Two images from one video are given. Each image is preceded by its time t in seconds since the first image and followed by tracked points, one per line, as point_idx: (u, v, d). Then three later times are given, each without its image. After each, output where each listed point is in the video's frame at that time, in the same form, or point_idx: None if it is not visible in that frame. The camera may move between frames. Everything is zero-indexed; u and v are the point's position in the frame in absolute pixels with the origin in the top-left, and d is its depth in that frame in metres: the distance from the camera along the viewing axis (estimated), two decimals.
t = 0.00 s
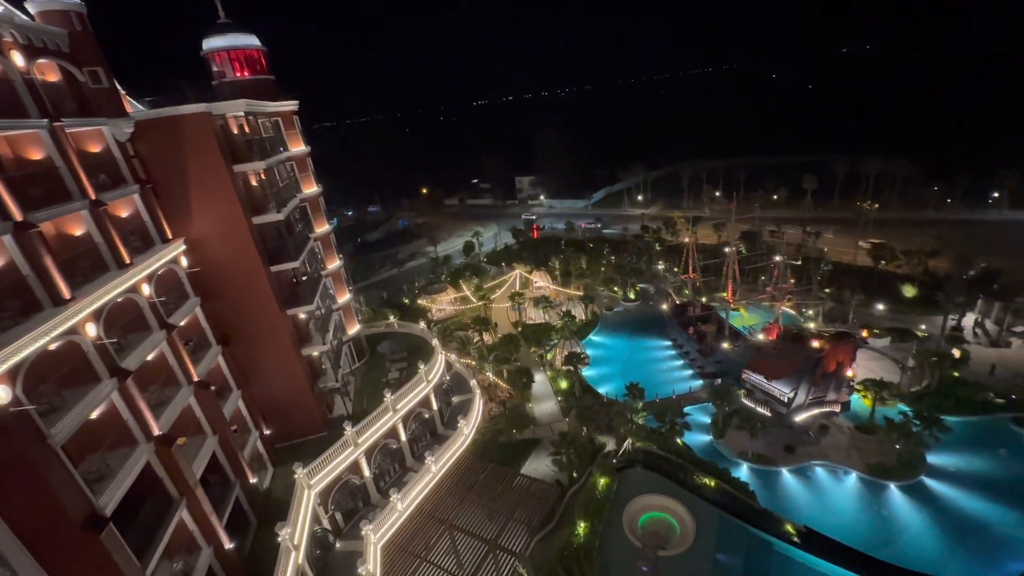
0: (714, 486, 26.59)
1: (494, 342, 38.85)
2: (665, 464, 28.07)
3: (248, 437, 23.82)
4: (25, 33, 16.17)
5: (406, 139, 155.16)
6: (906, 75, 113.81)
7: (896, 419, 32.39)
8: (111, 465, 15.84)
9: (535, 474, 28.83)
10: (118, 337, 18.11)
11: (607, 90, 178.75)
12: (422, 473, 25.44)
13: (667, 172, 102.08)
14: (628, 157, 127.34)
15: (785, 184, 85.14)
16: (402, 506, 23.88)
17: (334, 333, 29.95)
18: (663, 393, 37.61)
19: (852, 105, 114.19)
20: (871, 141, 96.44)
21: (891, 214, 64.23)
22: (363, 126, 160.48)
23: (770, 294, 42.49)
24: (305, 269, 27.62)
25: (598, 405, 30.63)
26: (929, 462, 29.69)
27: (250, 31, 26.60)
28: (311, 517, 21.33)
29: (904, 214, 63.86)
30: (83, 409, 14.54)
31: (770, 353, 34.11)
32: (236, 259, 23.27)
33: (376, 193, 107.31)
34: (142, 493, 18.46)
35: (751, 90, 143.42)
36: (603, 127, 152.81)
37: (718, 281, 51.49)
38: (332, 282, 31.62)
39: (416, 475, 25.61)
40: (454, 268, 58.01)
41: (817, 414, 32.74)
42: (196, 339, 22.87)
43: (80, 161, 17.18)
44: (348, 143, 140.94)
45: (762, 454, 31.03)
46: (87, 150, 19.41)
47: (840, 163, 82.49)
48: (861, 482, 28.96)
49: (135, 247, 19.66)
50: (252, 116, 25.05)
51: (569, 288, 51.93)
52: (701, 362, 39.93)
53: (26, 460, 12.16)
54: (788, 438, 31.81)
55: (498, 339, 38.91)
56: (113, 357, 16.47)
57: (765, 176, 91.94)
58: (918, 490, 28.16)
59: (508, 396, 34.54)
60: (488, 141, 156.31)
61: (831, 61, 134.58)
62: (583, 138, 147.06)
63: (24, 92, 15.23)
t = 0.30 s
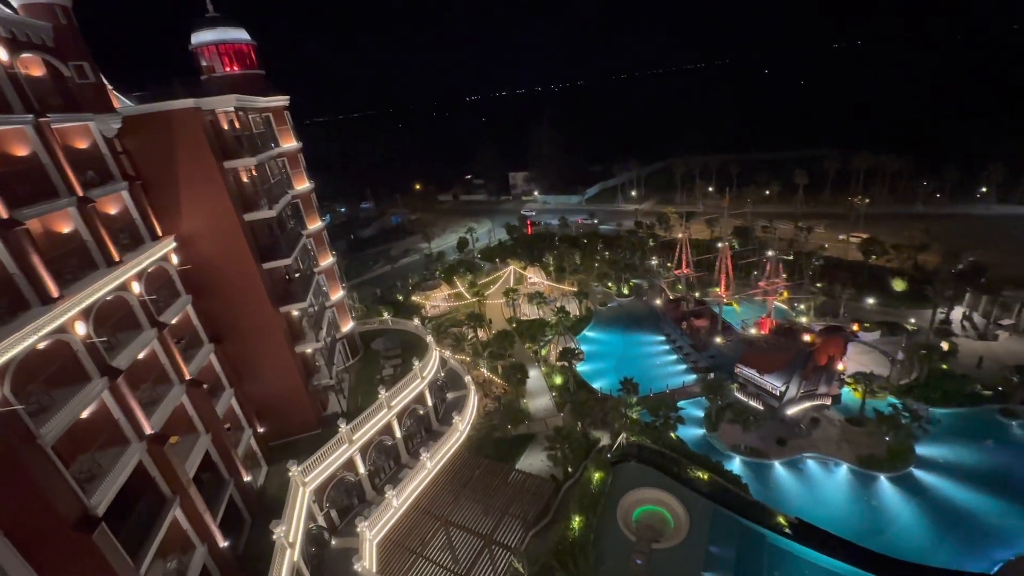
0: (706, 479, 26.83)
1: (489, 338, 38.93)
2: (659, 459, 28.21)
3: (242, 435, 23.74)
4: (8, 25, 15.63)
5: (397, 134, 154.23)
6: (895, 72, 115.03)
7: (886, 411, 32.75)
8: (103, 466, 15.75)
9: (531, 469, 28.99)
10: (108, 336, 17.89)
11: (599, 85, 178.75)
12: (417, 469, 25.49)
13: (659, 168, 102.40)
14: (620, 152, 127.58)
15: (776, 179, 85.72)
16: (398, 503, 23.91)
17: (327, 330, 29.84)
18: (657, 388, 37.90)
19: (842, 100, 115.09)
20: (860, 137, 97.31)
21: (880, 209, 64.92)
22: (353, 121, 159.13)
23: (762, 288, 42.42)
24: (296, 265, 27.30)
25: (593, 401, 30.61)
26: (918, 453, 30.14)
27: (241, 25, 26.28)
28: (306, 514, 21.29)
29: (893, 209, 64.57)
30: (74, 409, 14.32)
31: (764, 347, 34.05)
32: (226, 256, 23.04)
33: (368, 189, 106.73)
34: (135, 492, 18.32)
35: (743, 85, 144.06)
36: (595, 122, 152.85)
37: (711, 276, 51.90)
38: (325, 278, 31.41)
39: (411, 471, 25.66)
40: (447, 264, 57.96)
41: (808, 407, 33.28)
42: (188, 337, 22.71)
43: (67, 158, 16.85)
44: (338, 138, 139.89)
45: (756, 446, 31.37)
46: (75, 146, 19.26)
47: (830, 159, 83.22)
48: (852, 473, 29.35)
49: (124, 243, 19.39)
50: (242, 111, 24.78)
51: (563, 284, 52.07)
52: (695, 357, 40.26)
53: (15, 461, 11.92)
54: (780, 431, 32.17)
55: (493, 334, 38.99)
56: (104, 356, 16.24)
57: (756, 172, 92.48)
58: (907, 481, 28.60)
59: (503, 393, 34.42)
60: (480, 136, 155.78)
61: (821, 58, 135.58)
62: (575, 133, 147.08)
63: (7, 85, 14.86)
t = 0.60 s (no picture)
0: (701, 473, 26.94)
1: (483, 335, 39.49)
2: (656, 454, 28.16)
3: (236, 434, 24.35)
4: None
5: (395, 131, 154.38)
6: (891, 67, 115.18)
7: (877, 404, 33.19)
8: (95, 465, 16.24)
9: (526, 465, 29.68)
10: (100, 335, 18.32)
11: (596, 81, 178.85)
12: (413, 466, 26.11)
13: (655, 163, 102.54)
14: (617, 148, 127.64)
15: (772, 174, 85.86)
16: (393, 500, 24.50)
17: (322, 328, 30.44)
18: (650, 383, 38.41)
19: (839, 94, 115.04)
20: (856, 131, 97.32)
21: (873, 204, 65.22)
22: (350, 118, 158.97)
23: (756, 284, 42.37)
24: (290, 263, 28.34)
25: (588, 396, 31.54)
26: (908, 446, 30.54)
27: (230, 20, 26.78)
28: (302, 512, 21.83)
29: (886, 204, 64.84)
30: (65, 409, 14.73)
31: (757, 342, 34.40)
32: (220, 256, 23.57)
33: (364, 186, 107.06)
34: (129, 489, 18.88)
35: (740, 80, 144.06)
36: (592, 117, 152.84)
37: (705, 272, 52.35)
38: (319, 276, 32.06)
39: (407, 468, 26.27)
40: (442, 262, 58.43)
41: (800, 400, 33.59)
42: (180, 335, 23.17)
43: (56, 157, 17.08)
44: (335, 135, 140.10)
45: (748, 441, 31.86)
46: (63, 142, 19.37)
47: (825, 153, 83.31)
48: (843, 466, 29.81)
49: (115, 242, 19.77)
50: (233, 107, 25.31)
51: (558, 280, 52.47)
52: (689, 352, 40.67)
53: (7, 461, 12.34)
54: (773, 426, 32.65)
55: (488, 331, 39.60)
56: (95, 355, 16.65)
57: (752, 167, 92.56)
58: (897, 473, 29.08)
59: (498, 389, 35.07)
60: (477, 133, 155.91)
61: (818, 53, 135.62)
62: (573, 130, 147.15)
63: None
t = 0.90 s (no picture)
0: (696, 467, 27.12)
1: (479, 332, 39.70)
2: (651, 449, 28.34)
3: (231, 432, 24.24)
4: None
5: (388, 127, 153.57)
6: (883, 62, 115.82)
7: (869, 397, 33.56)
8: (88, 465, 16.11)
9: (522, 460, 29.78)
10: (92, 334, 18.15)
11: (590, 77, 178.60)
12: (408, 463, 26.11)
13: (649, 159, 102.72)
14: (612, 143, 127.67)
15: (765, 170, 86.33)
16: (389, 497, 24.49)
17: (316, 326, 30.33)
18: (645, 377, 38.64)
19: (831, 89, 115.55)
20: (848, 126, 97.89)
21: (865, 199, 65.71)
22: (343, 113, 157.95)
23: (749, 279, 42.38)
24: (284, 261, 27.86)
25: (583, 392, 31.50)
26: (899, 438, 30.93)
27: (220, 15, 26.48)
28: (298, 510, 21.77)
29: (877, 199, 65.38)
30: (56, 409, 14.59)
31: (750, 337, 34.65)
32: (212, 254, 23.37)
33: (357, 183, 106.47)
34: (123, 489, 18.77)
35: (733, 75, 144.36)
36: (586, 113, 152.74)
37: (699, 267, 52.65)
38: (313, 273, 31.93)
39: (403, 465, 26.26)
40: (437, 258, 58.35)
41: (793, 394, 33.96)
42: (173, 334, 22.95)
43: (44, 154, 16.84)
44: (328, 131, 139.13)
45: (741, 434, 32.14)
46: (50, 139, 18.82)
47: (817, 148, 83.79)
48: (835, 459, 30.14)
49: (105, 240, 19.56)
50: (224, 103, 25.06)
51: (553, 276, 52.51)
52: (683, 347, 40.89)
53: None
54: (767, 419, 32.92)
55: (483, 328, 39.69)
56: (86, 354, 16.50)
57: (745, 162, 92.94)
58: (889, 465, 29.43)
59: (493, 385, 35.24)
60: (471, 129, 155.36)
61: (811, 48, 136.11)
62: (567, 125, 146.96)
63: None
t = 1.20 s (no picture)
0: (690, 461, 27.35)
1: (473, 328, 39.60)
2: (645, 443, 28.52)
3: (225, 430, 24.14)
4: None
5: (381, 123, 152.60)
6: (874, 58, 116.48)
7: (859, 390, 33.99)
8: (80, 465, 15.99)
9: (517, 456, 29.89)
10: (82, 333, 17.97)
11: (583, 72, 178.14)
12: (404, 460, 26.10)
13: (642, 155, 102.85)
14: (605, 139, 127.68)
15: (758, 166, 86.76)
16: (385, 493, 24.48)
17: (310, 323, 30.23)
18: (639, 372, 38.85)
19: (823, 84, 116.12)
20: (840, 122, 98.47)
21: (857, 194, 66.20)
22: (335, 109, 156.72)
23: (742, 274, 42.76)
24: (277, 257, 28.04)
25: (576, 387, 31.87)
26: (889, 430, 31.35)
27: (208, 8, 26.15)
28: (294, 507, 21.72)
29: (869, 194, 65.91)
30: (46, 409, 14.45)
31: (743, 331, 34.92)
32: (204, 251, 23.17)
33: (350, 179, 105.79)
34: (116, 488, 18.67)
35: (726, 70, 144.59)
36: (579, 108, 152.52)
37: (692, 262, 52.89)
38: (306, 270, 31.77)
39: (399, 462, 26.26)
40: (431, 254, 58.19)
41: (785, 388, 34.31)
42: (165, 332, 22.75)
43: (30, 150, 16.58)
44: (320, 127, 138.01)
45: (735, 428, 32.44)
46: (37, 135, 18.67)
47: (809, 144, 84.22)
48: (827, 451, 30.52)
49: (94, 237, 19.35)
50: (214, 98, 24.78)
51: (547, 272, 52.56)
52: (677, 342, 41.11)
53: None
54: (760, 413, 33.22)
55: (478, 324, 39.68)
56: (76, 353, 16.35)
57: (738, 158, 93.27)
58: (879, 457, 29.84)
59: (488, 380, 35.35)
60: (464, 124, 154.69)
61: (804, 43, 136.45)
62: (561, 121, 146.69)
63: None
